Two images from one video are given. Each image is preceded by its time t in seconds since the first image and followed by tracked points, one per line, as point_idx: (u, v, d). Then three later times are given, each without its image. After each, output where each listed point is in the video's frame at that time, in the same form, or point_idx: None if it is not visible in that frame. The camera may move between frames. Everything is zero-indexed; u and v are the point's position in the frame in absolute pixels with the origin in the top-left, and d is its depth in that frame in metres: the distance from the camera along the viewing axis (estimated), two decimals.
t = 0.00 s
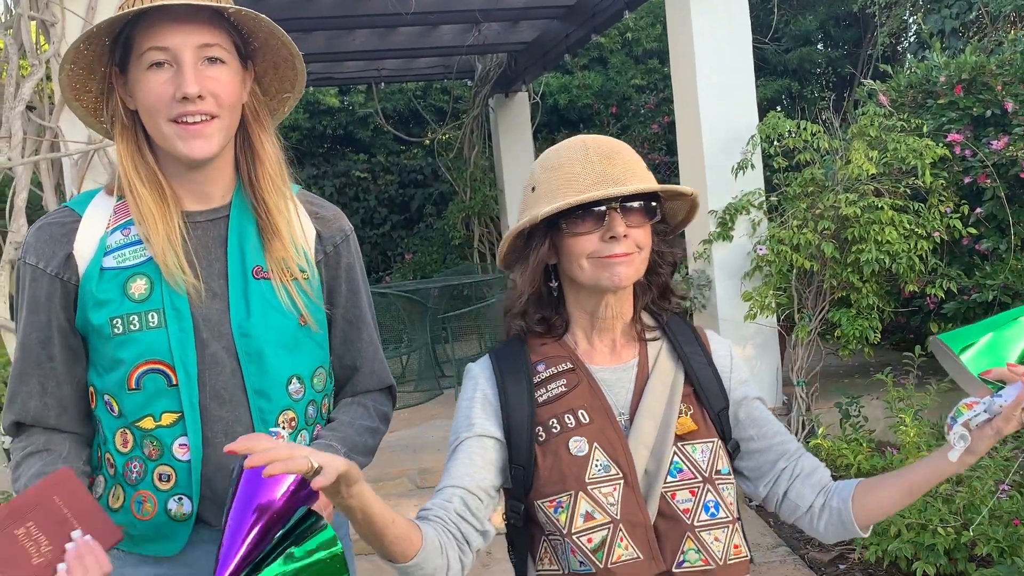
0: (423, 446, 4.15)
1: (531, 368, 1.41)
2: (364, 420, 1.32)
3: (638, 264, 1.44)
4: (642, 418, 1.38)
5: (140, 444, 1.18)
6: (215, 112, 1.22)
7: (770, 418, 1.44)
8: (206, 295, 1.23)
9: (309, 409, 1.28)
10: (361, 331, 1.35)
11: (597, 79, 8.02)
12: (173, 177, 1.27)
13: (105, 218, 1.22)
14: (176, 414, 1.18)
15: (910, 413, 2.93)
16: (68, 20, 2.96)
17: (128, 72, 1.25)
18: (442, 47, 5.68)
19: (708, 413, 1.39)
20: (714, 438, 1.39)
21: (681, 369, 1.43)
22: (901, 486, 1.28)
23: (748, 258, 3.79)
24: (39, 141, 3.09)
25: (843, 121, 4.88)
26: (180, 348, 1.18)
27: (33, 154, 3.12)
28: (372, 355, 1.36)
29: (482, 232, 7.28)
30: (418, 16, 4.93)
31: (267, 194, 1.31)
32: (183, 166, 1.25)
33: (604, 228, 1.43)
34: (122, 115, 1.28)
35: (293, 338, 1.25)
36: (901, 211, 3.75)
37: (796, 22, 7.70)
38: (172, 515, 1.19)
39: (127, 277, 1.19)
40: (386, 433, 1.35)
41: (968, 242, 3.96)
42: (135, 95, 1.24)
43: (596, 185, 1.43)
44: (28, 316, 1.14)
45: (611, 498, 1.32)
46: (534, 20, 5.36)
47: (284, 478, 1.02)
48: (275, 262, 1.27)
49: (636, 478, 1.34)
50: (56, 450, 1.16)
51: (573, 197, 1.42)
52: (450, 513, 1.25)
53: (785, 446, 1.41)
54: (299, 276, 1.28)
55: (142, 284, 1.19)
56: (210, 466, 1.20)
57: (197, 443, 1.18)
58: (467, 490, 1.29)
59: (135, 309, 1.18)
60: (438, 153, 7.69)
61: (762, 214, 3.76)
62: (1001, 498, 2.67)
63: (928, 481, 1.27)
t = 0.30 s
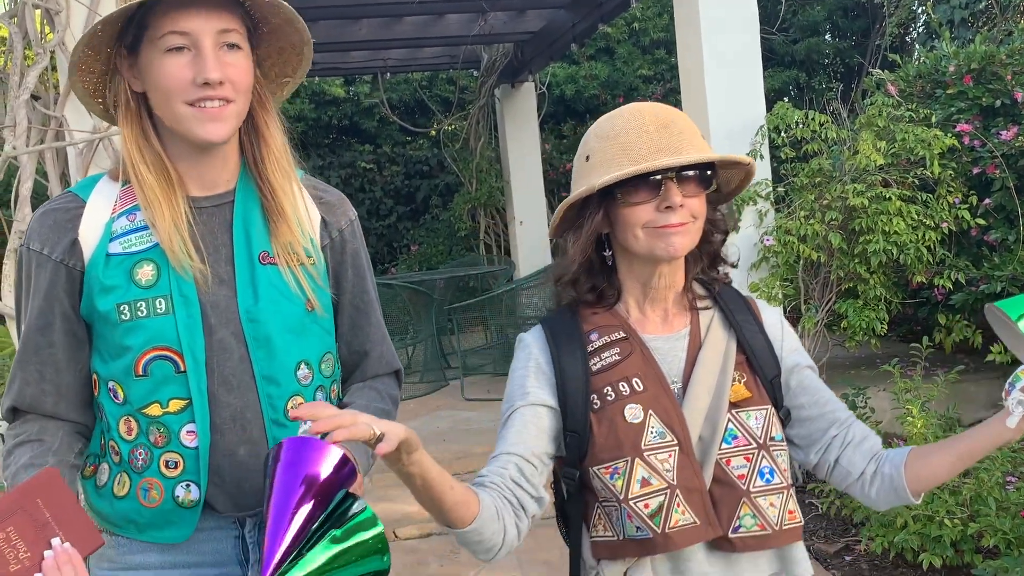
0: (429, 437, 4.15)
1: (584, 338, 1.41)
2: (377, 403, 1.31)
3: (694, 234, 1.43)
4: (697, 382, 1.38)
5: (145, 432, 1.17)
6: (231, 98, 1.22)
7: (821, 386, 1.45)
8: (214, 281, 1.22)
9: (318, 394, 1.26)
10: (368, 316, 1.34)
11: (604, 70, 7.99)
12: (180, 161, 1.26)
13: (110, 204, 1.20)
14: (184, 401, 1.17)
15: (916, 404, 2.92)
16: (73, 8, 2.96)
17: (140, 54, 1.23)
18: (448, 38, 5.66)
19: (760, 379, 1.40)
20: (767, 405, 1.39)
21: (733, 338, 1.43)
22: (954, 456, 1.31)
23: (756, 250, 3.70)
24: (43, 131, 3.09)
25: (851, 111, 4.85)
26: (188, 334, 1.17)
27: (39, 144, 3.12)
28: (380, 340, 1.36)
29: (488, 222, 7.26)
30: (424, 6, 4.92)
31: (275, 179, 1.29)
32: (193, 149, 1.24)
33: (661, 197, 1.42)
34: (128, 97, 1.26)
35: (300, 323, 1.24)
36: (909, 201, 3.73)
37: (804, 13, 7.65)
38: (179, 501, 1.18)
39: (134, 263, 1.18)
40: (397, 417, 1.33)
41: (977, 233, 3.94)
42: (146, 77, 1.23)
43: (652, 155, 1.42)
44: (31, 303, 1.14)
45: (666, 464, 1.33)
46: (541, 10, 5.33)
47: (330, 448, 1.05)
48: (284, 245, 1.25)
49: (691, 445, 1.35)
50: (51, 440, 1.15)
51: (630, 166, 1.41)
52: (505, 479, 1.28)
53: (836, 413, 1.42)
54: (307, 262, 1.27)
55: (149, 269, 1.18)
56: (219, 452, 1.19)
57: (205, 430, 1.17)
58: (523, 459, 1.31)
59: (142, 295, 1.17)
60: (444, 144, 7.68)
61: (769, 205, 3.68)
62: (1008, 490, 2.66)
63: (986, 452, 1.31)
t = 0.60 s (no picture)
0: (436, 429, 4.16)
1: (647, 342, 1.41)
2: (391, 390, 1.34)
3: (746, 249, 1.43)
4: (756, 388, 1.38)
5: (166, 426, 1.17)
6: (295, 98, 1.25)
7: (877, 392, 1.44)
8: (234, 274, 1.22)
9: (336, 383, 1.28)
10: (377, 307, 1.36)
11: (613, 63, 7.97)
12: (217, 147, 1.25)
13: (127, 198, 1.20)
14: (207, 393, 1.18)
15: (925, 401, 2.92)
16: None
17: (199, 37, 1.19)
18: (459, 30, 5.66)
19: (820, 386, 1.40)
20: (824, 410, 1.40)
21: (794, 344, 1.43)
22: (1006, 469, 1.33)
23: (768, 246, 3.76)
24: (55, 120, 3.09)
25: (861, 107, 4.84)
26: (211, 327, 1.18)
27: (50, 133, 3.13)
28: (388, 331, 1.38)
29: (495, 215, 7.26)
30: None
31: (290, 172, 1.30)
32: (236, 138, 1.24)
33: (706, 211, 1.42)
34: (164, 78, 1.21)
35: (318, 312, 1.25)
36: (919, 197, 3.73)
37: (814, 7, 7.63)
38: (203, 493, 1.19)
39: (154, 256, 1.17)
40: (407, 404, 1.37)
41: (987, 230, 3.92)
42: (204, 64, 1.19)
43: (696, 169, 1.42)
44: (50, 298, 1.12)
45: (726, 467, 1.34)
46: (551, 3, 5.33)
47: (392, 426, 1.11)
48: (299, 236, 1.27)
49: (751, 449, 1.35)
50: (78, 434, 1.14)
51: (672, 182, 1.42)
52: (569, 481, 1.30)
53: (892, 419, 1.42)
54: (319, 250, 1.28)
55: (170, 263, 1.18)
56: (243, 442, 1.21)
57: (229, 421, 1.18)
58: (586, 459, 1.32)
59: (165, 288, 1.16)
60: (452, 136, 7.67)
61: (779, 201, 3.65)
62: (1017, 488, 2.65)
63: None
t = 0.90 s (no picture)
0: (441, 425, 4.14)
1: (680, 338, 1.43)
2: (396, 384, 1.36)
3: (765, 247, 1.44)
4: (789, 387, 1.39)
5: (183, 417, 1.15)
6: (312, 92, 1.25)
7: (919, 394, 1.42)
8: (251, 262, 1.21)
9: (350, 373, 1.29)
10: (382, 301, 1.37)
11: (622, 62, 7.95)
12: (233, 137, 1.24)
13: (140, 186, 1.18)
14: (226, 382, 1.17)
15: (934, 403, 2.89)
16: None
17: (221, 28, 1.18)
18: (468, 27, 5.65)
19: (856, 386, 1.38)
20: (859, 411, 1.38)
21: (830, 344, 1.43)
22: None
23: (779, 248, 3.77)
24: (65, 112, 3.09)
25: (873, 108, 4.82)
26: (230, 315, 1.17)
27: (60, 124, 3.13)
28: (392, 323, 1.39)
29: (503, 213, 7.25)
30: None
31: (301, 164, 1.30)
32: (251, 129, 1.23)
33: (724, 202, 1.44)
34: (183, 66, 1.20)
35: (332, 303, 1.25)
36: (930, 200, 3.72)
37: (825, 8, 7.61)
38: (222, 484, 1.18)
39: (171, 245, 1.16)
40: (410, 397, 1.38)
41: (998, 233, 3.90)
42: (225, 53, 1.19)
43: (717, 161, 1.43)
44: (64, 289, 1.10)
45: (751, 463, 1.35)
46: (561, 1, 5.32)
47: (422, 412, 1.15)
48: (312, 226, 1.27)
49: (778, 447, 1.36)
50: (90, 427, 1.12)
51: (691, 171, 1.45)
52: (601, 469, 1.34)
53: (934, 422, 1.40)
54: (333, 241, 1.29)
55: (188, 251, 1.17)
56: (263, 432, 1.20)
57: (249, 410, 1.17)
58: (619, 448, 1.36)
59: (183, 277, 1.15)
60: (460, 134, 7.66)
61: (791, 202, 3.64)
62: None
63: None
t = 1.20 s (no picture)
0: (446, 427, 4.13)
1: (699, 339, 1.46)
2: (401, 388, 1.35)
3: (738, 250, 1.46)
4: (799, 397, 1.40)
5: (186, 419, 1.16)
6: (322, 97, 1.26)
7: (950, 415, 1.38)
8: (255, 267, 1.22)
9: (354, 376, 1.29)
10: (386, 305, 1.37)
11: (629, 65, 7.96)
12: (242, 140, 1.24)
13: (146, 188, 1.18)
14: (229, 384, 1.17)
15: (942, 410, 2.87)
16: None
17: (237, 33, 1.18)
18: (476, 29, 5.64)
19: (870, 403, 1.37)
20: (870, 428, 1.36)
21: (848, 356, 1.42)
22: None
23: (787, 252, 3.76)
24: (73, 112, 3.09)
25: (880, 112, 4.81)
26: (234, 318, 1.17)
27: (68, 124, 3.14)
28: (396, 327, 1.39)
29: (509, 215, 7.24)
30: None
31: (308, 170, 1.31)
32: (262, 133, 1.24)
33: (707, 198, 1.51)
34: (196, 71, 1.20)
35: (336, 306, 1.25)
36: (938, 205, 3.71)
37: (833, 12, 7.59)
38: (227, 486, 1.18)
39: (176, 247, 1.16)
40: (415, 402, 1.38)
41: (1005, 239, 3.90)
42: (238, 58, 1.19)
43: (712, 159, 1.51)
44: (68, 290, 1.10)
45: (749, 466, 1.36)
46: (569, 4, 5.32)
47: (416, 418, 1.15)
48: (318, 228, 1.27)
49: (780, 453, 1.37)
50: (99, 428, 1.12)
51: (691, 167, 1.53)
52: (616, 459, 1.38)
53: (961, 442, 1.36)
54: (337, 245, 1.29)
55: (192, 254, 1.17)
56: (267, 435, 1.20)
57: (252, 413, 1.17)
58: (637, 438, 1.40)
59: (187, 279, 1.16)
60: (467, 135, 7.65)
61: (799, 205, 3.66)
62: None
63: None
